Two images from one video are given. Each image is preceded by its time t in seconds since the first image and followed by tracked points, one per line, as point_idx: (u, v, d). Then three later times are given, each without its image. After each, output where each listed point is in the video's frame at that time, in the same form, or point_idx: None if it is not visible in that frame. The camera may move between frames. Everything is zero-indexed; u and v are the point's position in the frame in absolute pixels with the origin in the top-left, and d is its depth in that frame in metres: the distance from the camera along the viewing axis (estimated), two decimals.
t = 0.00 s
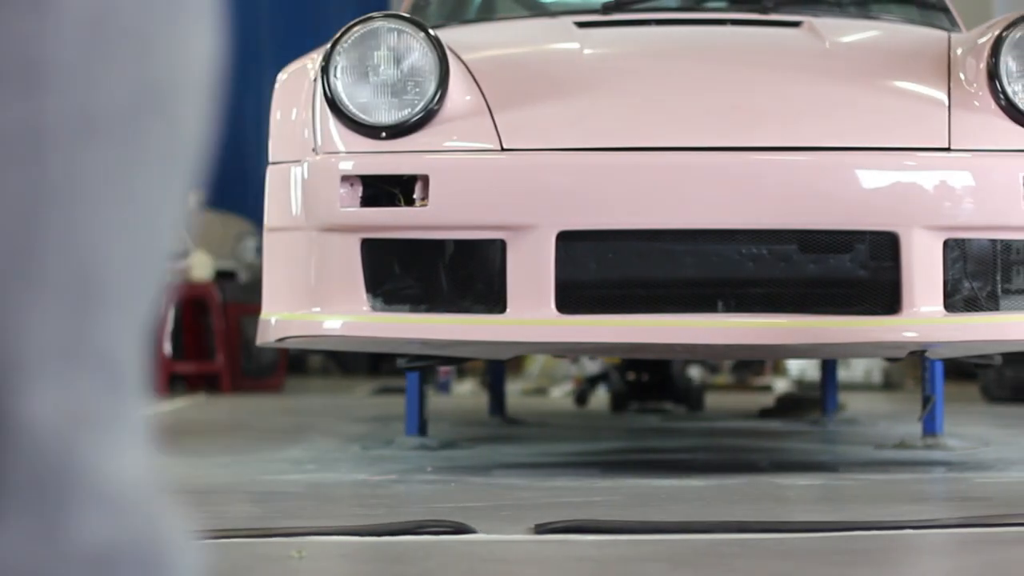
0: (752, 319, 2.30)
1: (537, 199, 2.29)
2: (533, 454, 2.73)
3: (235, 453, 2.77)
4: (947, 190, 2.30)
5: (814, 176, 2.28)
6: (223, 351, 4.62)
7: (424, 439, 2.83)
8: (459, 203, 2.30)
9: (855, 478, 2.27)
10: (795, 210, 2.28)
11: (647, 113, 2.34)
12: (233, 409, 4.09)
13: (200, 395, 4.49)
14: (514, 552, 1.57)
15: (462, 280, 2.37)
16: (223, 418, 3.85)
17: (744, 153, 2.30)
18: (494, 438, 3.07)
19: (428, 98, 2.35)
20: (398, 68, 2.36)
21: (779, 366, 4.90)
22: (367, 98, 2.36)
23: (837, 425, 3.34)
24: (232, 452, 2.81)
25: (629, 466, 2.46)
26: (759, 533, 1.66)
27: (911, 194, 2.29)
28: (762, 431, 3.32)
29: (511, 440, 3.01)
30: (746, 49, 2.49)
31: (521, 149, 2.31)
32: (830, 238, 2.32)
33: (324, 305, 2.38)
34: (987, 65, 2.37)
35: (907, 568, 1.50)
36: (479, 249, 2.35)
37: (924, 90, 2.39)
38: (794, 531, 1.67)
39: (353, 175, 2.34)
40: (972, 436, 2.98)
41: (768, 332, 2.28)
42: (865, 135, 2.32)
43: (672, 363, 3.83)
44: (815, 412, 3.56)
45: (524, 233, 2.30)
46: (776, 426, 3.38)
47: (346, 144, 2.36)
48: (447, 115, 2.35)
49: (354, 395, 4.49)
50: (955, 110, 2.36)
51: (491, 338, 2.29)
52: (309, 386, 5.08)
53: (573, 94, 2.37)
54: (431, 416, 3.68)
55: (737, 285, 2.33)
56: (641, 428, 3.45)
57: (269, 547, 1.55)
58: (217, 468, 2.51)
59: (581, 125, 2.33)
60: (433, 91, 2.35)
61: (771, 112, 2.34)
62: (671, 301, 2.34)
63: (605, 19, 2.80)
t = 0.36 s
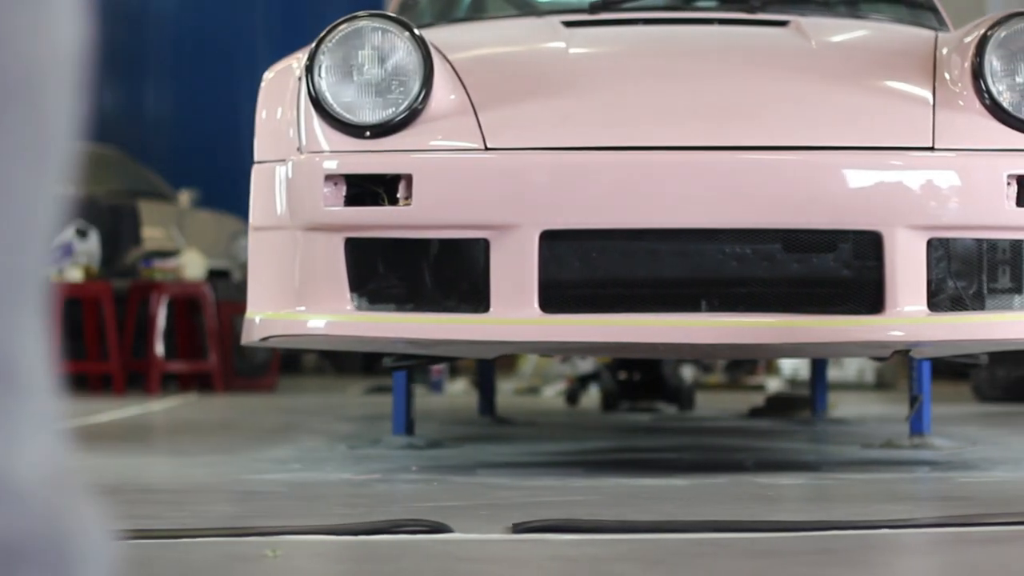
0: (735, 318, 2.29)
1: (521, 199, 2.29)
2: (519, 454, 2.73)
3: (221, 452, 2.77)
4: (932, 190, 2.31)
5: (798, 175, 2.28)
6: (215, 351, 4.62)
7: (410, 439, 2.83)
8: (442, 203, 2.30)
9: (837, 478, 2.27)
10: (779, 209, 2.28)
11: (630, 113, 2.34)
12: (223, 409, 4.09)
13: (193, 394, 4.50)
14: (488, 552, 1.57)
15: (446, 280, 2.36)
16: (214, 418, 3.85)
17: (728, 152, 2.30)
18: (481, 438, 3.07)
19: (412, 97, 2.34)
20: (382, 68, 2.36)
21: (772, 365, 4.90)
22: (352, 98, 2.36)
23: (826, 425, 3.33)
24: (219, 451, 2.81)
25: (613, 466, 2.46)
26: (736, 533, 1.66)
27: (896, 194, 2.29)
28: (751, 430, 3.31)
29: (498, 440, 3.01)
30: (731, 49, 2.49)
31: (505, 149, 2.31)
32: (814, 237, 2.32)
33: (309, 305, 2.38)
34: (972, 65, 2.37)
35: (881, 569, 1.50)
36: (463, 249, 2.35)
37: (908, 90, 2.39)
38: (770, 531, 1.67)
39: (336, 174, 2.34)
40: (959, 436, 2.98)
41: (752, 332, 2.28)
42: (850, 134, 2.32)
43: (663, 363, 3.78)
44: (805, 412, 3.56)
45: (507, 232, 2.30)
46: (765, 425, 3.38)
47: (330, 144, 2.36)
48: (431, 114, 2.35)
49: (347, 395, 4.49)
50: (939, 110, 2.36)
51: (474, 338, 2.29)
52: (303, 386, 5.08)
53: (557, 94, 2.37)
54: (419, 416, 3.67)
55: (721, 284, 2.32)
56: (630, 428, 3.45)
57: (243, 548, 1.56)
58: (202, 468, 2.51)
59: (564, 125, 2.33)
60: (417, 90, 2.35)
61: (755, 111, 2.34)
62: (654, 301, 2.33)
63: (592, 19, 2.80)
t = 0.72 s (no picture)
0: (716, 319, 2.29)
1: (503, 199, 2.29)
2: (504, 454, 2.73)
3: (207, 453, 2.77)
4: (917, 190, 2.31)
5: (780, 176, 2.28)
6: (207, 352, 4.62)
7: (396, 439, 2.83)
8: (424, 203, 2.30)
9: (819, 479, 2.28)
10: (760, 210, 2.28)
11: (613, 113, 2.34)
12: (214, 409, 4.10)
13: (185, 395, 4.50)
14: (462, 553, 1.57)
15: (429, 280, 2.37)
16: (204, 418, 3.85)
17: (710, 152, 2.30)
18: (468, 438, 3.07)
19: (394, 97, 2.34)
20: (364, 68, 2.36)
21: (764, 365, 4.90)
22: (334, 98, 2.36)
23: (814, 425, 3.33)
24: (204, 451, 2.81)
25: (596, 466, 2.46)
26: (711, 534, 1.66)
27: (879, 194, 2.29)
28: (739, 431, 3.32)
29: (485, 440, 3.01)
30: (715, 49, 2.49)
31: (487, 149, 2.31)
32: (796, 238, 2.32)
33: (292, 305, 2.38)
34: (954, 66, 2.37)
35: (854, 569, 1.50)
36: (446, 249, 2.35)
37: (889, 90, 2.39)
38: (743, 532, 1.68)
39: (319, 175, 2.34)
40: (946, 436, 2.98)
41: (733, 332, 2.28)
42: (832, 135, 2.32)
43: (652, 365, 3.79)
44: (794, 412, 3.56)
45: (489, 233, 2.30)
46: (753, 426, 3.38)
47: (313, 144, 2.36)
48: (413, 114, 2.35)
49: (339, 395, 4.50)
50: (922, 110, 2.36)
51: (456, 338, 2.29)
52: (297, 386, 5.09)
53: (540, 94, 2.37)
54: (407, 416, 3.67)
55: (702, 285, 2.32)
56: (619, 428, 3.45)
57: (215, 548, 1.57)
58: (186, 468, 2.51)
59: (547, 125, 2.33)
60: (400, 91, 2.35)
61: (737, 112, 2.34)
62: (636, 301, 2.33)
63: (578, 19, 2.80)
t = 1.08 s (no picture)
0: (696, 319, 2.29)
1: (485, 199, 2.28)
2: (488, 454, 2.73)
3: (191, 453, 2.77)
4: (901, 190, 2.31)
5: (761, 175, 2.28)
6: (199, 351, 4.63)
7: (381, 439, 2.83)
8: (404, 203, 2.30)
9: (800, 479, 2.27)
10: (741, 209, 2.28)
11: (594, 113, 2.34)
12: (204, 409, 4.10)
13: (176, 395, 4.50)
14: (433, 553, 1.57)
15: (410, 280, 2.36)
16: (193, 417, 3.85)
17: (691, 152, 2.30)
18: (454, 437, 3.07)
19: (376, 97, 2.35)
20: (345, 68, 2.36)
21: (756, 365, 4.90)
22: (316, 98, 2.36)
23: (802, 425, 3.33)
24: (189, 451, 2.81)
25: (578, 466, 2.46)
26: (685, 534, 1.66)
27: (861, 194, 2.29)
28: (727, 430, 3.32)
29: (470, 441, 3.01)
30: (698, 49, 2.49)
31: (468, 149, 2.31)
32: (777, 237, 2.32)
33: (273, 305, 2.38)
34: (937, 65, 2.37)
35: (825, 569, 1.50)
36: (426, 249, 2.35)
37: (872, 90, 2.39)
38: (717, 532, 1.68)
39: (300, 174, 2.34)
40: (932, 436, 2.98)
41: (715, 332, 2.28)
42: (814, 134, 2.32)
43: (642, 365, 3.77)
44: (783, 412, 3.56)
45: (469, 232, 2.30)
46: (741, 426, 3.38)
47: (295, 144, 2.36)
48: (395, 114, 2.35)
49: (330, 395, 4.50)
50: (904, 110, 2.36)
51: (437, 338, 2.29)
52: (289, 386, 5.09)
53: (523, 94, 2.37)
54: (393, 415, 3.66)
55: (683, 284, 2.32)
56: (606, 428, 3.45)
57: (186, 548, 1.57)
58: (169, 468, 2.51)
59: (528, 125, 2.33)
60: (381, 91, 2.35)
61: (719, 111, 2.34)
62: (617, 301, 2.33)
63: (564, 19, 2.81)
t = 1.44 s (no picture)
0: (678, 319, 2.29)
1: (467, 199, 2.28)
2: (474, 454, 2.73)
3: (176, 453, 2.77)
4: (885, 191, 2.30)
5: (743, 176, 2.27)
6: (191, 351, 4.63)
7: (367, 438, 2.83)
8: (386, 203, 2.30)
9: (781, 479, 2.27)
10: (723, 210, 2.28)
11: (576, 113, 2.34)
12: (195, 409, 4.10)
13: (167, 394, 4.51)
14: (406, 553, 1.58)
15: (392, 280, 2.36)
16: (183, 417, 3.86)
17: (674, 152, 2.30)
18: (441, 437, 3.07)
19: (359, 97, 2.35)
20: (328, 68, 2.36)
21: (749, 365, 4.91)
22: (298, 98, 2.36)
23: (791, 425, 3.33)
24: (175, 451, 2.81)
25: (562, 466, 2.46)
26: (658, 535, 1.66)
27: (845, 194, 2.29)
28: (716, 431, 3.32)
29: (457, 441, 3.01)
30: (682, 49, 2.48)
31: (451, 149, 2.31)
32: (759, 238, 2.31)
33: (257, 305, 2.38)
34: (920, 66, 2.37)
35: (797, 569, 1.49)
36: (409, 250, 2.35)
37: (854, 91, 2.39)
38: (691, 533, 1.68)
39: (282, 174, 2.34)
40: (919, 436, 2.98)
41: (696, 333, 2.28)
42: (797, 135, 2.32)
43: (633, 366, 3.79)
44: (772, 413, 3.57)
45: (451, 233, 2.30)
46: (730, 426, 3.39)
47: (278, 144, 2.36)
48: (378, 114, 2.35)
49: (323, 395, 4.50)
50: (887, 111, 2.35)
51: (419, 338, 2.29)
52: (282, 386, 5.09)
53: (506, 93, 2.37)
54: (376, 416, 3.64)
55: (665, 285, 2.32)
56: (595, 429, 3.45)
57: (158, 548, 1.57)
58: (153, 468, 2.51)
59: (510, 125, 2.33)
60: (363, 91, 2.35)
61: (701, 111, 2.34)
62: (599, 301, 2.33)
63: (550, 19, 2.81)
